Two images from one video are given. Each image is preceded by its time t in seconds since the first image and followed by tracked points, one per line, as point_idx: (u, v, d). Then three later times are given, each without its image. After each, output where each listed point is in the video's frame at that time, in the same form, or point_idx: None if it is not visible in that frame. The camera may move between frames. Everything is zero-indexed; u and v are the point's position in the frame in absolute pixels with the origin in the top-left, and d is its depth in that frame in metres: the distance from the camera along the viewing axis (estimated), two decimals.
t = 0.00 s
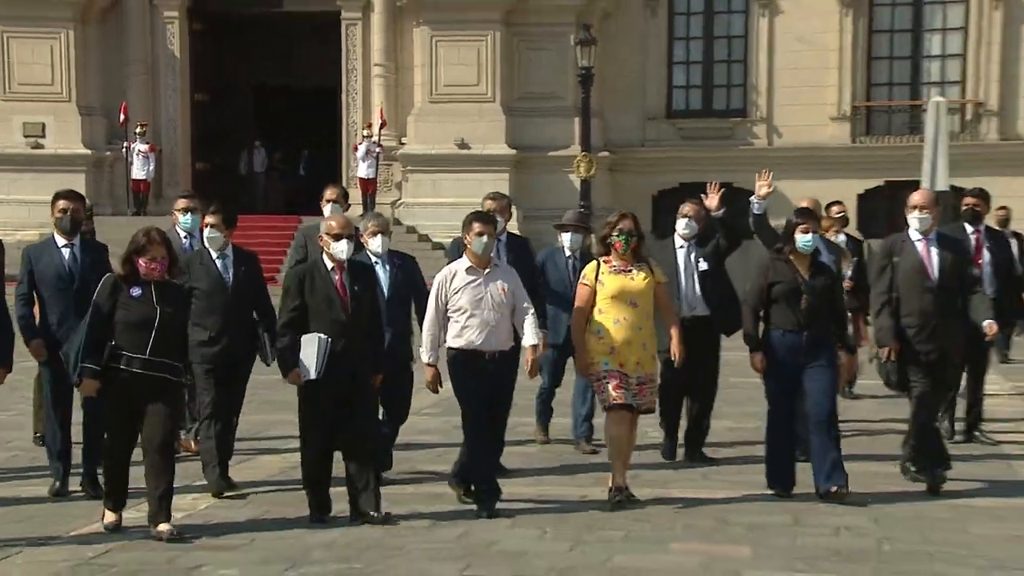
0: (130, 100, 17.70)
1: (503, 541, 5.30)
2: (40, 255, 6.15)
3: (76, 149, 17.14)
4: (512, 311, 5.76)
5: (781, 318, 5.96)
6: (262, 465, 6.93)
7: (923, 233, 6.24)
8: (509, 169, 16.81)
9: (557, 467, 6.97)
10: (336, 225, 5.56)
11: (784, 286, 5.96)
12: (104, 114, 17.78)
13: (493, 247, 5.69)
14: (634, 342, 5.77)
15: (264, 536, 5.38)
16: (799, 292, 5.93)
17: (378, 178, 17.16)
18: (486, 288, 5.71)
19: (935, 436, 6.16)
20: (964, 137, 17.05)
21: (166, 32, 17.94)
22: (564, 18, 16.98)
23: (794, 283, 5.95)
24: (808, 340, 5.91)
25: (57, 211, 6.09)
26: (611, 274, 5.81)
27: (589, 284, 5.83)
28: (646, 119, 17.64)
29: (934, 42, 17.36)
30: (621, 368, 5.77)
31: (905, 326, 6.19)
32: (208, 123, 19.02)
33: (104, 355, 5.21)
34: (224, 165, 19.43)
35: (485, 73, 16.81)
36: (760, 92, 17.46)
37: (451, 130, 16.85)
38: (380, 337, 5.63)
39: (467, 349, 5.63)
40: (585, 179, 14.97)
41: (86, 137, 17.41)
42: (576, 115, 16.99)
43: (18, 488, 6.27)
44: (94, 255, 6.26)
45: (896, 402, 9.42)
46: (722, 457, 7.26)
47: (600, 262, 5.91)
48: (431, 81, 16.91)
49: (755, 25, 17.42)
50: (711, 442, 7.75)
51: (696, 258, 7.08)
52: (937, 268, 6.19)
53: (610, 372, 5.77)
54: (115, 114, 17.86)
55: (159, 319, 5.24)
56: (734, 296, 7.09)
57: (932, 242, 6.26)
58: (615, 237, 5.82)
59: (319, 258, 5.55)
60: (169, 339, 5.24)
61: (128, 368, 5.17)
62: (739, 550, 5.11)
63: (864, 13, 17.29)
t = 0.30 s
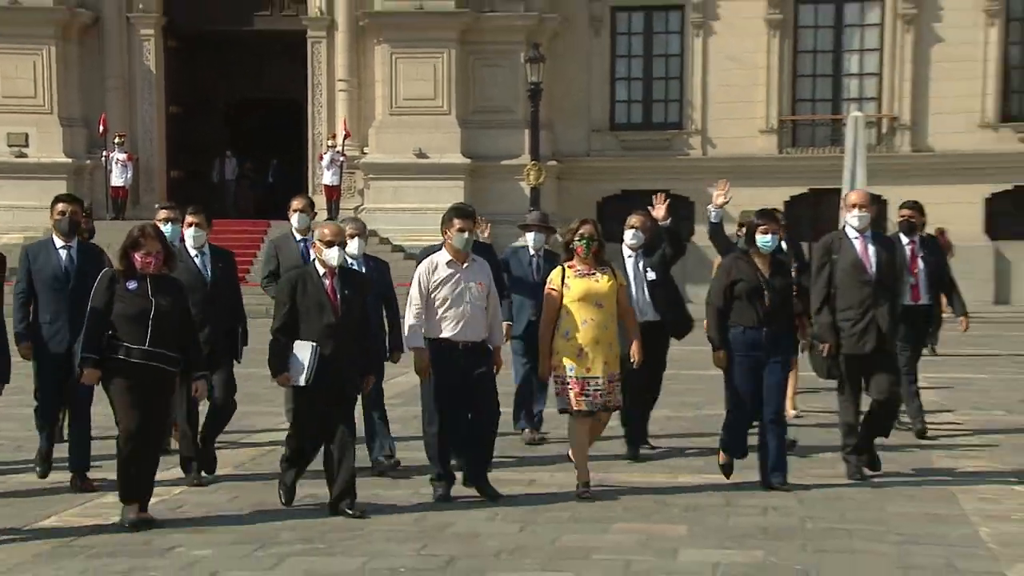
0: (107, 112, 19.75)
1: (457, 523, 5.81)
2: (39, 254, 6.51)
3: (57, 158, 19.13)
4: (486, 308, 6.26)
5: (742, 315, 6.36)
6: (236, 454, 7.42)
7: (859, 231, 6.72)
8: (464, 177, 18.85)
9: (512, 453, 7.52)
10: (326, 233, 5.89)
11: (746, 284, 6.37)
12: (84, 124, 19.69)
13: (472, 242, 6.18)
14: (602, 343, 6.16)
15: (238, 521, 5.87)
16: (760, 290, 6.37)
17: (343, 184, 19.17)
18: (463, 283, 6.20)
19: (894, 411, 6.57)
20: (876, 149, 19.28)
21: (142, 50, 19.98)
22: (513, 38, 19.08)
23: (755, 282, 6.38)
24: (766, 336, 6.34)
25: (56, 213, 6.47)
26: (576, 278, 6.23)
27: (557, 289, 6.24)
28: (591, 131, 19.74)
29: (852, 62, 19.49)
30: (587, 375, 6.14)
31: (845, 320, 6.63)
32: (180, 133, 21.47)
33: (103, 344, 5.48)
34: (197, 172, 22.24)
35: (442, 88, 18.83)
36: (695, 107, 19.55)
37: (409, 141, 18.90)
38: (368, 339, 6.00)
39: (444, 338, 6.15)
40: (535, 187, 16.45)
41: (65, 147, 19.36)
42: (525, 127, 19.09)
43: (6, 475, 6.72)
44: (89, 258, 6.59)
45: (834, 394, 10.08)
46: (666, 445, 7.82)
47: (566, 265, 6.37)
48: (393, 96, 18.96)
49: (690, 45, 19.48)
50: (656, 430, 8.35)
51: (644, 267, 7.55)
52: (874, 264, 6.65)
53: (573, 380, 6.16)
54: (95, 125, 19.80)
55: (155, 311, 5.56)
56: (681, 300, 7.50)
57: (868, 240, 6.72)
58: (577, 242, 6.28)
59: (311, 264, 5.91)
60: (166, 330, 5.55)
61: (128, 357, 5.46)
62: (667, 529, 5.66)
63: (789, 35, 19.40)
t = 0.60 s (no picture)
0: (90, 125, 21.48)
1: (418, 508, 6.41)
2: (25, 261, 6.89)
3: (42, 167, 20.88)
4: (474, 315, 6.66)
5: (697, 321, 6.84)
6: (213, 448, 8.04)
7: (807, 245, 7.28)
8: (423, 185, 20.77)
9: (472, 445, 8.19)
10: (309, 235, 6.38)
11: (701, 292, 6.84)
12: (68, 137, 21.50)
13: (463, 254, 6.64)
14: (572, 343, 6.74)
15: (202, 504, 6.53)
16: (713, 298, 6.81)
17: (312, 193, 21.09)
18: (452, 291, 6.61)
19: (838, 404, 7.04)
20: (802, 161, 21.41)
21: (122, 66, 21.66)
22: (468, 58, 21.06)
23: (709, 290, 6.83)
24: (721, 340, 6.82)
25: (40, 220, 6.84)
26: (552, 282, 6.77)
27: (534, 289, 6.79)
28: (542, 143, 21.88)
29: (781, 81, 21.78)
30: (558, 374, 6.74)
31: (791, 329, 7.18)
32: (157, 142, 23.37)
33: (95, 350, 5.82)
34: (175, 180, 23.82)
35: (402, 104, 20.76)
36: (638, 120, 21.71)
37: (373, 153, 20.80)
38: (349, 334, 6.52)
39: (430, 342, 6.56)
40: (489, 197, 17.82)
41: (50, 157, 21.09)
42: (481, 139, 21.07)
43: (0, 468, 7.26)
44: (73, 262, 6.96)
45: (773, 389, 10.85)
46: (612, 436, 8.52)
47: (541, 271, 6.86)
48: (357, 110, 20.87)
49: (631, 64, 21.71)
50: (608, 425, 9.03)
51: (597, 261, 8.01)
52: (818, 277, 7.23)
53: (545, 379, 6.75)
54: (78, 138, 21.60)
55: (147, 316, 5.90)
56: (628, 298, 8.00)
57: (815, 253, 7.30)
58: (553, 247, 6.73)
59: (294, 266, 6.38)
60: (158, 334, 5.89)
61: (121, 362, 5.79)
62: (610, 512, 6.27)
63: (722, 56, 21.65)
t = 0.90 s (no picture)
0: (97, 139, 23.73)
1: (399, 494, 7.05)
2: (31, 260, 7.47)
3: (50, 178, 23.11)
4: (478, 308, 7.25)
5: (673, 312, 7.38)
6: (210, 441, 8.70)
7: (773, 240, 7.78)
8: (402, 195, 23.01)
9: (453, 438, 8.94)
10: (299, 241, 6.84)
11: (677, 285, 7.38)
12: (75, 150, 23.77)
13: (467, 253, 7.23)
14: (567, 338, 7.26)
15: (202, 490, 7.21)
16: (688, 290, 7.37)
17: (299, 202, 23.34)
18: (456, 285, 7.19)
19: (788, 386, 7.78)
20: (753, 171, 23.93)
21: (126, 85, 23.93)
22: (444, 78, 23.38)
23: (684, 283, 7.39)
24: (693, 334, 7.38)
25: (45, 223, 7.31)
26: (549, 280, 7.29)
27: (532, 286, 7.33)
28: (513, 155, 24.37)
29: (731, 99, 24.34)
30: (558, 366, 7.25)
31: (760, 320, 7.69)
32: (157, 156, 25.95)
33: (112, 348, 6.25)
34: (172, 190, 26.19)
35: (384, 119, 22.97)
36: (601, 132, 24.21)
37: (357, 165, 23.00)
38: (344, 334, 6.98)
39: (443, 335, 7.11)
40: (464, 203, 19.20)
41: (58, 168, 23.34)
42: (455, 152, 23.37)
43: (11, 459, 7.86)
44: (76, 259, 7.58)
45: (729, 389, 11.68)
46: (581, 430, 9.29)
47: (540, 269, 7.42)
48: (344, 126, 23.04)
49: (595, 83, 24.21)
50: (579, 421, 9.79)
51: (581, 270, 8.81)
52: (782, 269, 7.71)
53: (548, 368, 7.25)
54: (84, 150, 23.86)
55: (159, 316, 6.35)
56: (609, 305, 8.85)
57: (779, 249, 7.79)
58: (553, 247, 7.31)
59: (288, 271, 6.90)
60: (169, 333, 6.34)
61: (137, 359, 6.26)
62: (576, 495, 6.96)
63: (678, 76, 24.20)
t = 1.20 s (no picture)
0: (112, 153, 25.42)
1: (389, 483, 7.76)
2: (61, 271, 7.99)
3: (68, 188, 24.81)
4: (483, 314, 7.77)
5: (666, 322, 8.00)
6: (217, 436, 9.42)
7: (747, 249, 8.37)
8: (395, 204, 24.61)
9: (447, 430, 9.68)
10: (314, 248, 7.47)
11: (669, 294, 8.03)
12: (92, 161, 25.54)
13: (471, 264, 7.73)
14: (569, 342, 7.81)
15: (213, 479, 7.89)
16: (680, 300, 8.01)
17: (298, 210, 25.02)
18: (462, 296, 7.72)
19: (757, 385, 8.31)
20: (716, 182, 25.62)
21: (138, 101, 25.63)
22: (432, 95, 25.10)
23: (676, 292, 8.04)
24: (683, 338, 8.01)
25: (75, 235, 7.88)
26: (550, 288, 7.87)
27: (534, 297, 7.88)
28: (495, 166, 26.23)
29: (695, 115, 26.11)
30: (560, 369, 7.78)
31: (738, 326, 8.25)
32: (167, 164, 27.00)
33: (140, 348, 6.70)
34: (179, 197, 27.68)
35: (376, 133, 24.57)
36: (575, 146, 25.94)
37: (351, 175, 24.58)
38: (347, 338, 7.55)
39: (453, 346, 7.63)
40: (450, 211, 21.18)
41: (75, 179, 25.07)
42: (441, 163, 25.03)
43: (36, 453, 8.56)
44: (101, 272, 8.04)
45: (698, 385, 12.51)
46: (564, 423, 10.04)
47: (542, 277, 7.96)
48: (338, 138, 24.66)
49: (571, 100, 26.00)
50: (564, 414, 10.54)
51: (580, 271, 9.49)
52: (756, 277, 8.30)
53: (552, 374, 7.79)
54: (101, 161, 25.64)
55: (186, 317, 6.78)
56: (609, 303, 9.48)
57: (754, 257, 8.39)
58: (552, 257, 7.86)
59: (300, 276, 7.46)
60: (195, 334, 6.76)
61: (165, 358, 6.71)
62: (555, 482, 7.66)
63: (647, 93, 25.96)
